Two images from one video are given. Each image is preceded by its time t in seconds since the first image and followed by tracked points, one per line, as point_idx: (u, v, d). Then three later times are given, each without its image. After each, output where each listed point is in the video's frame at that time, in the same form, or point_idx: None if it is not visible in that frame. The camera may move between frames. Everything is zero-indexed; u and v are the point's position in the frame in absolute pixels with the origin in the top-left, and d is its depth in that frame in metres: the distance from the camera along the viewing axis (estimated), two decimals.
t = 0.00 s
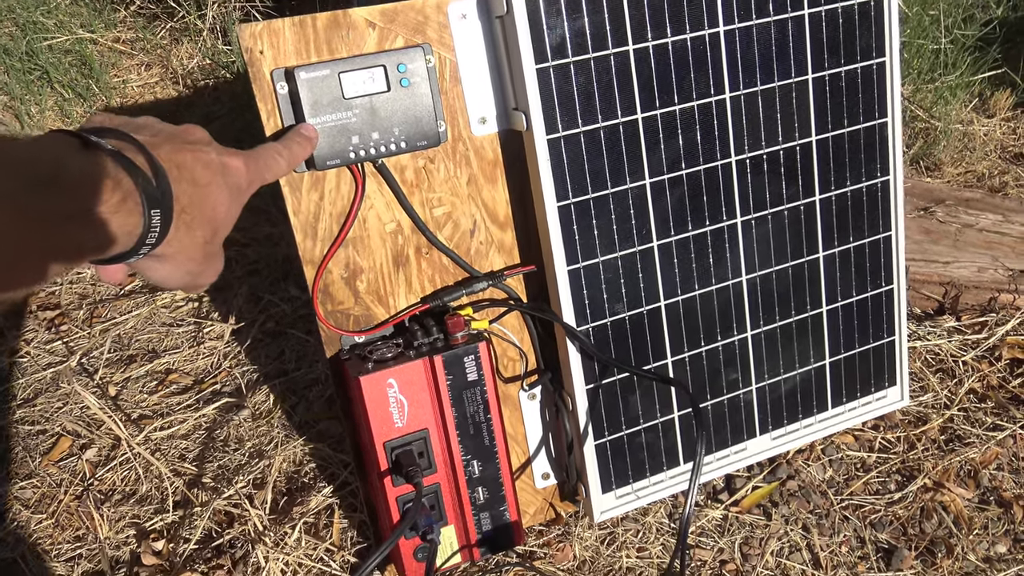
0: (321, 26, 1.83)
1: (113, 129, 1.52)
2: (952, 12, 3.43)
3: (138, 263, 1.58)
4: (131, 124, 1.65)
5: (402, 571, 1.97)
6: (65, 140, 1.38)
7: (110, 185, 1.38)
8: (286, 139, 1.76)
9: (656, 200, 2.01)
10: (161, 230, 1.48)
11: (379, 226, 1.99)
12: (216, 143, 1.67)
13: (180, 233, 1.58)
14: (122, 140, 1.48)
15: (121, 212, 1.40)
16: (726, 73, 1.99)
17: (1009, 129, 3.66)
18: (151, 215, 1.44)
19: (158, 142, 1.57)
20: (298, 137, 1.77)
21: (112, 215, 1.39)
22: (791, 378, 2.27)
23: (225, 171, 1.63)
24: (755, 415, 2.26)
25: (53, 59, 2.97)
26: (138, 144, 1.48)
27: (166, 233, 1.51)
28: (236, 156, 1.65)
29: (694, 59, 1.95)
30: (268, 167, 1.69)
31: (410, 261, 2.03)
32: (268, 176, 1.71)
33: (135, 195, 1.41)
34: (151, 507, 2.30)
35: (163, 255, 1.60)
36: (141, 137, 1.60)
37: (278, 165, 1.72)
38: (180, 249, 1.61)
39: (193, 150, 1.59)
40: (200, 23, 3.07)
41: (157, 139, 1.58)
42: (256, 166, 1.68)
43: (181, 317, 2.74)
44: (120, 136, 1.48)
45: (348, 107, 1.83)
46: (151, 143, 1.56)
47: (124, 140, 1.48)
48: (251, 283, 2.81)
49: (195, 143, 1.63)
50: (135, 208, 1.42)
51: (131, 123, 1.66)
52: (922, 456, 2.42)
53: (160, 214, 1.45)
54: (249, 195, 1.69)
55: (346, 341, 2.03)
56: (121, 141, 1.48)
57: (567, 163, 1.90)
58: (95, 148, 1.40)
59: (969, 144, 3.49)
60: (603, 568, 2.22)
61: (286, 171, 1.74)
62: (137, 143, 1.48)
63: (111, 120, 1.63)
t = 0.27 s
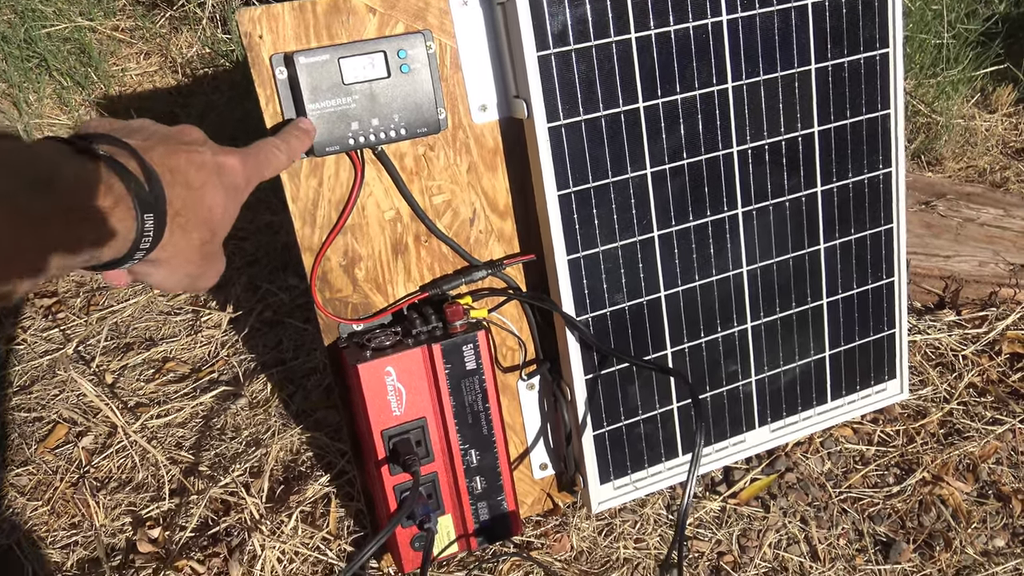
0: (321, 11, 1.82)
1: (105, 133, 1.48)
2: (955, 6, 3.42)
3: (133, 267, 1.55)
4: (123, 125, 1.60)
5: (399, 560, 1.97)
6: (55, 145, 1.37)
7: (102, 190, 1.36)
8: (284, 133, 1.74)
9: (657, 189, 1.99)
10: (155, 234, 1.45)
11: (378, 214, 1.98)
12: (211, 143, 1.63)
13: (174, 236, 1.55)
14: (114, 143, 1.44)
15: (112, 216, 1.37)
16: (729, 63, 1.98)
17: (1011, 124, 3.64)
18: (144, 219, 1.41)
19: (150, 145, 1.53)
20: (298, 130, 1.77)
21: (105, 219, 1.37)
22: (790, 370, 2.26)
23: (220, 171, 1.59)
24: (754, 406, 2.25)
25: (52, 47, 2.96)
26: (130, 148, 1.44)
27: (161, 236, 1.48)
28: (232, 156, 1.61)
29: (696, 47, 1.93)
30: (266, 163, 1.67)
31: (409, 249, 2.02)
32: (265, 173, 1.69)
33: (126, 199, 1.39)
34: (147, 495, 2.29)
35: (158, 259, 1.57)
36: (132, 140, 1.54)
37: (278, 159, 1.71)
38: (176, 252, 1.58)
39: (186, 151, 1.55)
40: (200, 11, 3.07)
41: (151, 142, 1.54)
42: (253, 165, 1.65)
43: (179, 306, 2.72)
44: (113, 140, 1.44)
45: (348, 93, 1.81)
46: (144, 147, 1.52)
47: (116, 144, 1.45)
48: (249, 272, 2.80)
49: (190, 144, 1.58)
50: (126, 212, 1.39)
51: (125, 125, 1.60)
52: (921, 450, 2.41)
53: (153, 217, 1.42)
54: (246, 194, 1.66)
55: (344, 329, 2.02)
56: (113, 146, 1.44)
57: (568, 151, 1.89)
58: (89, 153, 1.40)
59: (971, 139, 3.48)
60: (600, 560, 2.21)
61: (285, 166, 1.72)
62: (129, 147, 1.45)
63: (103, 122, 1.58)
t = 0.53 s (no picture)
0: (311, 5, 1.82)
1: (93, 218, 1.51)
2: None
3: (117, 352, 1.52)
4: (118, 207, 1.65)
5: (395, 551, 1.99)
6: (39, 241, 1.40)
7: (82, 280, 1.38)
8: (279, 201, 1.85)
9: (647, 180, 2.00)
10: (138, 321, 1.42)
11: (370, 207, 1.98)
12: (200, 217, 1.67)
13: (159, 321, 1.51)
14: (99, 229, 1.46)
15: (93, 305, 1.38)
16: (718, 53, 1.98)
17: (1004, 112, 3.64)
18: (126, 307, 1.39)
19: (136, 229, 1.54)
20: (292, 199, 1.86)
21: (84, 309, 1.38)
22: (783, 359, 2.28)
23: (210, 248, 1.64)
24: (747, 395, 2.27)
25: (46, 44, 2.94)
26: (115, 235, 1.45)
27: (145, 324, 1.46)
28: (221, 231, 1.67)
29: (686, 38, 1.94)
30: (257, 235, 1.77)
31: (402, 241, 2.03)
32: (256, 243, 1.78)
33: (108, 288, 1.39)
34: (145, 490, 2.30)
35: (145, 345, 1.53)
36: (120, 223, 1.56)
37: (270, 231, 1.81)
38: (163, 337, 1.53)
39: (176, 233, 1.58)
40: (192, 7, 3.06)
41: (139, 225, 1.57)
42: (242, 240, 1.73)
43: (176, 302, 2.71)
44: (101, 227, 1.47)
45: (339, 86, 1.82)
46: (131, 230, 1.54)
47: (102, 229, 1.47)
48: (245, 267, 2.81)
49: (178, 225, 1.61)
50: (108, 301, 1.39)
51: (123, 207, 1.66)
52: (914, 437, 2.42)
53: (137, 304, 1.41)
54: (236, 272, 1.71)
55: (338, 322, 2.03)
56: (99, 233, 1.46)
57: (558, 143, 1.90)
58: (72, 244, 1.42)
59: (964, 128, 3.48)
60: (595, 550, 2.24)
61: (276, 236, 1.83)
62: (113, 233, 1.46)
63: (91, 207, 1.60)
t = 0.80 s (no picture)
0: None
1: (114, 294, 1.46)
2: None
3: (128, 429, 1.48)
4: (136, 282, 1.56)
5: (390, 535, 1.99)
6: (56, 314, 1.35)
7: (98, 357, 1.32)
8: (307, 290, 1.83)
9: (648, 167, 2.00)
10: (151, 400, 1.38)
11: (369, 191, 1.98)
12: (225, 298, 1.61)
13: (173, 400, 1.48)
14: (121, 308, 1.42)
15: (108, 384, 1.33)
16: (720, 41, 1.98)
17: (1006, 109, 3.64)
18: (142, 384, 1.35)
19: (159, 307, 1.48)
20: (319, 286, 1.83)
21: (99, 388, 1.32)
22: (781, 349, 2.27)
23: (234, 328, 1.58)
24: (745, 386, 2.26)
25: (45, 30, 2.91)
26: (135, 310, 1.41)
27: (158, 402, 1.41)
28: (246, 312, 1.61)
29: (688, 25, 1.93)
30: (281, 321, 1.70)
31: (401, 227, 2.02)
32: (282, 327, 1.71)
33: (124, 365, 1.34)
34: (140, 473, 2.29)
35: (157, 422, 1.49)
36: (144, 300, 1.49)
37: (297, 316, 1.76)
38: (175, 414, 1.50)
39: (197, 312, 1.52)
40: None
41: (160, 301, 1.50)
42: (269, 324, 1.66)
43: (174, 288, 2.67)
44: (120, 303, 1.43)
45: (339, 69, 1.81)
46: (152, 307, 1.48)
47: (123, 307, 1.42)
48: (244, 254, 2.79)
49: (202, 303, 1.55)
50: (124, 379, 1.34)
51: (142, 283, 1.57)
52: (911, 430, 2.42)
53: (151, 382, 1.36)
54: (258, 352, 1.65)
55: (336, 306, 2.00)
56: (119, 309, 1.41)
57: (559, 129, 1.89)
58: (90, 321, 1.37)
59: (965, 124, 3.47)
60: (591, 538, 2.23)
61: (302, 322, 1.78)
62: (134, 311, 1.41)
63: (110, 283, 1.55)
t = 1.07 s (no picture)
0: None
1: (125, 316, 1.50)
2: None
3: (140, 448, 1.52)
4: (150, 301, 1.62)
5: (377, 517, 1.98)
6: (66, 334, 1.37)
7: (106, 377, 1.32)
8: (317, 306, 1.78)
9: (630, 144, 1.99)
10: (160, 418, 1.41)
11: (349, 171, 1.96)
12: (235, 315, 1.64)
13: (182, 418, 1.52)
14: (131, 329, 1.45)
15: (116, 403, 1.33)
16: (701, 15, 1.96)
17: (992, 86, 3.63)
18: (150, 403, 1.37)
19: (169, 325, 1.53)
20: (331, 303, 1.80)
21: (106, 408, 1.32)
22: (767, 325, 2.27)
23: (243, 346, 1.60)
24: (731, 362, 2.26)
25: (25, 18, 2.89)
26: (145, 330, 1.45)
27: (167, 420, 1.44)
28: (256, 329, 1.63)
29: None
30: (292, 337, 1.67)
31: (382, 207, 2.01)
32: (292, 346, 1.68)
33: (132, 384, 1.36)
34: (127, 461, 2.27)
35: (167, 441, 1.53)
36: (155, 317, 1.55)
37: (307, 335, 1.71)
38: (184, 433, 1.53)
39: (207, 329, 1.55)
40: None
41: (171, 321, 1.54)
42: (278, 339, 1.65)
43: (158, 274, 2.64)
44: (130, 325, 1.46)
45: (315, 47, 1.78)
46: (161, 325, 1.52)
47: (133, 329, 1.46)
48: (228, 239, 2.77)
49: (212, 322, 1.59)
50: (132, 398, 1.35)
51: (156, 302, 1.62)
52: (898, 404, 2.43)
53: (159, 401, 1.38)
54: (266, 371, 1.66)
55: (318, 288, 1.99)
56: (130, 330, 1.45)
57: (539, 106, 1.87)
58: (97, 339, 1.39)
59: (952, 101, 3.44)
60: (579, 516, 2.23)
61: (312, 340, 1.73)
62: (143, 330, 1.45)
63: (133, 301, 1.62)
